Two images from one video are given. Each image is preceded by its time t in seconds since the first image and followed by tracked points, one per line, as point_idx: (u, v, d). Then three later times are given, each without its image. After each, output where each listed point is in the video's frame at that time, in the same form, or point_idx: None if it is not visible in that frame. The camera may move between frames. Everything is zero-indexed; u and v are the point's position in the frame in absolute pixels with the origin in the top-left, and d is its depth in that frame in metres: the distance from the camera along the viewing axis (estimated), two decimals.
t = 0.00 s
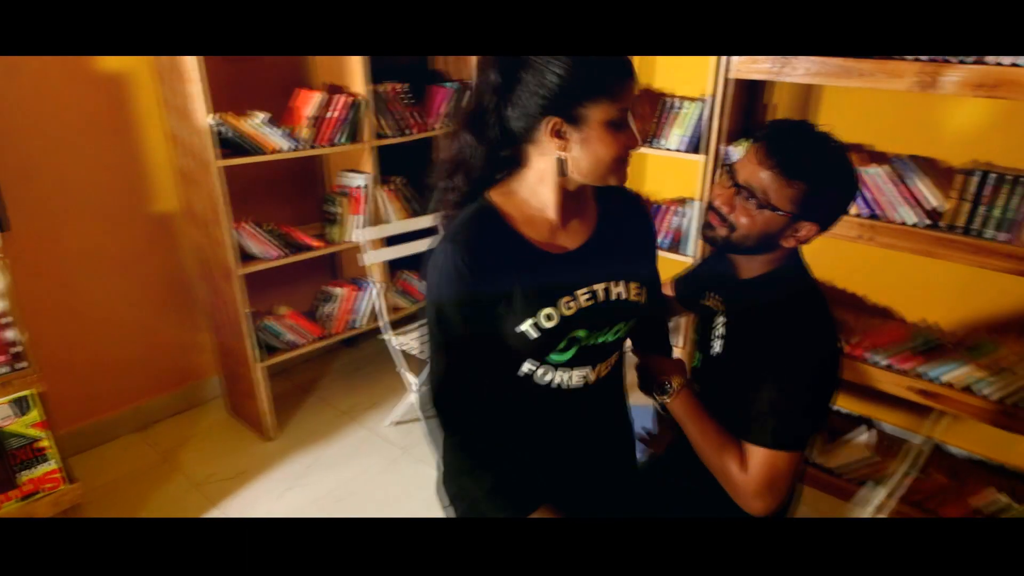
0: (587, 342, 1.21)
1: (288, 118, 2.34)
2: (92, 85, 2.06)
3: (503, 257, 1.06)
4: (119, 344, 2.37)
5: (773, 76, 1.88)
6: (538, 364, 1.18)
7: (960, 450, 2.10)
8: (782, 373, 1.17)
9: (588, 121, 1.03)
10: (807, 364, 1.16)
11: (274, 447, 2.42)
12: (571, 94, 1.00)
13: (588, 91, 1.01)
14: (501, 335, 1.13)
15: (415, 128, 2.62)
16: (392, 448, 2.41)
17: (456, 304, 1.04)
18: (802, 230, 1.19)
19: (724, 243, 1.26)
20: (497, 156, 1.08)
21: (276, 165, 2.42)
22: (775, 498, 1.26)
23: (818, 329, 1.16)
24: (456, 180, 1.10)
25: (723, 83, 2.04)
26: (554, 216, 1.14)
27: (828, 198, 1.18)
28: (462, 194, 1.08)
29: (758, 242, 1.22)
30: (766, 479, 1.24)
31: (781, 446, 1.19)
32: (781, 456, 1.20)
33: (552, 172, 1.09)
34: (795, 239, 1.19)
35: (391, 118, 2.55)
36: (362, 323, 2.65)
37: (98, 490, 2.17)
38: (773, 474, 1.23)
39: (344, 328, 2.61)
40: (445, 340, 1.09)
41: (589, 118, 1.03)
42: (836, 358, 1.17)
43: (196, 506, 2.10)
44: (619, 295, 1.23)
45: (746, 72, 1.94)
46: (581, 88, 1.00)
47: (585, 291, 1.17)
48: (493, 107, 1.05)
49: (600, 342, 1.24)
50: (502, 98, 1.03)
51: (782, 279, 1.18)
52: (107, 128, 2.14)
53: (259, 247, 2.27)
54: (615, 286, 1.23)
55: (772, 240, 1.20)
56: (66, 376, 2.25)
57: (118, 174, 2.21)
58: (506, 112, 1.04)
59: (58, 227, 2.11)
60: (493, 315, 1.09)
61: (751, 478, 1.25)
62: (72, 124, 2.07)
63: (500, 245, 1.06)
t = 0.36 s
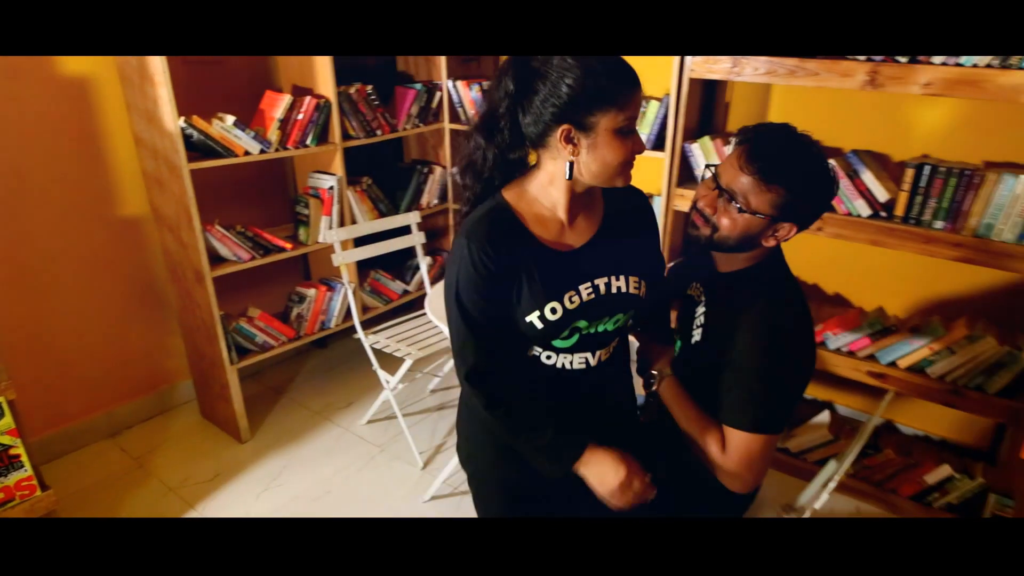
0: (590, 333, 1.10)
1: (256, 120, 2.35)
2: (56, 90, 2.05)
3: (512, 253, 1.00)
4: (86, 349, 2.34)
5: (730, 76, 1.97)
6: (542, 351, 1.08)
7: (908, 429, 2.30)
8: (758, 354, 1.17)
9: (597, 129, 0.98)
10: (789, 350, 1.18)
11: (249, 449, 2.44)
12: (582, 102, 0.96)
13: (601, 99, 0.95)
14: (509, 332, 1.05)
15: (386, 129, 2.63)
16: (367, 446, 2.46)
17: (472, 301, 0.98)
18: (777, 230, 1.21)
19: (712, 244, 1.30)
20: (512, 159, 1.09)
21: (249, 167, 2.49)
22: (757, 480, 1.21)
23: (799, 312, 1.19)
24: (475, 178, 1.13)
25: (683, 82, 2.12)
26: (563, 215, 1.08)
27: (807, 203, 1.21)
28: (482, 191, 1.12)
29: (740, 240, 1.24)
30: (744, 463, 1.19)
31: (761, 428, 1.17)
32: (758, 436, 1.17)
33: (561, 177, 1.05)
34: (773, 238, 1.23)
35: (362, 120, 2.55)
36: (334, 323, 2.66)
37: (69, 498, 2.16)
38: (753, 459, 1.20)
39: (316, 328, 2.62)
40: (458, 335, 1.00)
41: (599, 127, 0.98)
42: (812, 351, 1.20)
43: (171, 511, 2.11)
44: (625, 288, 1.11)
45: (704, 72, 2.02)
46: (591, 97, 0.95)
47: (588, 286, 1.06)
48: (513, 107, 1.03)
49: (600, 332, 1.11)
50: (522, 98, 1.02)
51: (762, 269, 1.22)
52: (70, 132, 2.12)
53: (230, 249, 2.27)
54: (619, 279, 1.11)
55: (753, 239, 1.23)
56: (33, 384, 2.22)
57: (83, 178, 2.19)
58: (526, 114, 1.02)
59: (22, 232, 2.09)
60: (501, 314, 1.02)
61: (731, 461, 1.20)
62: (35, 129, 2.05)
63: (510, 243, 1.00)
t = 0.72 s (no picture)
0: (589, 328, 1.22)
1: (226, 121, 2.35)
2: (20, 93, 2.03)
3: (520, 254, 1.10)
4: (55, 354, 2.31)
5: (692, 74, 2.03)
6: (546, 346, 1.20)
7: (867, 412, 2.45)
8: (744, 345, 1.14)
9: (596, 147, 1.09)
10: (772, 337, 1.15)
11: (225, 451, 2.44)
12: (583, 121, 1.06)
13: (600, 118, 1.06)
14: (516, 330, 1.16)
15: (356, 129, 2.65)
16: (344, 444, 2.48)
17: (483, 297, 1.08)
18: (760, 228, 1.17)
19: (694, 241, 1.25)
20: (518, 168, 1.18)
21: (214, 169, 2.46)
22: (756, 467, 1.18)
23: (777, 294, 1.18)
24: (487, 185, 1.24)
25: (647, 81, 2.18)
26: (564, 222, 1.18)
27: (791, 200, 1.16)
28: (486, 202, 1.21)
29: (724, 239, 1.20)
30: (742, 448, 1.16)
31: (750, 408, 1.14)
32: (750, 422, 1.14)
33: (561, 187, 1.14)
34: (757, 234, 1.18)
35: (332, 121, 2.57)
36: (308, 323, 2.67)
37: (41, 505, 2.14)
38: (749, 444, 1.17)
39: (289, 329, 2.62)
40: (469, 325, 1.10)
41: (597, 145, 1.09)
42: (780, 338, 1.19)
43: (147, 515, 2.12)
44: (620, 289, 1.22)
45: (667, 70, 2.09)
46: (590, 116, 1.06)
47: (587, 287, 1.17)
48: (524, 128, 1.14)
49: (597, 327, 1.23)
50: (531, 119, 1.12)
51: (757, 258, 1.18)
52: (35, 135, 2.10)
53: (201, 251, 2.27)
54: (615, 281, 1.21)
55: (737, 237, 1.19)
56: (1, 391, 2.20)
57: (49, 181, 2.17)
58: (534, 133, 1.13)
59: None
60: (509, 310, 1.12)
61: (730, 452, 1.17)
62: None
63: (518, 246, 1.11)
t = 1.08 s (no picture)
0: (582, 325, 1.41)
1: (199, 120, 2.35)
2: None
3: (522, 257, 1.31)
4: (28, 357, 2.30)
5: (659, 71, 2.09)
6: (544, 339, 1.38)
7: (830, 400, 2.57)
8: (718, 331, 1.19)
9: (587, 161, 1.28)
10: (746, 322, 1.20)
11: (203, 450, 2.44)
12: (578, 141, 1.25)
13: (590, 137, 1.25)
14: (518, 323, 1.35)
15: (330, 128, 2.66)
16: (323, 440, 2.50)
17: (490, 296, 1.28)
18: (742, 218, 1.21)
19: (679, 232, 1.28)
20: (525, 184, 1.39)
21: (187, 169, 2.46)
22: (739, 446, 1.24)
23: (752, 281, 1.24)
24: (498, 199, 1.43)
25: (615, 78, 2.24)
26: (562, 230, 1.37)
27: (772, 191, 1.18)
28: (496, 210, 1.42)
29: (708, 231, 1.22)
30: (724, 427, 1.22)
31: (726, 391, 1.20)
32: (727, 403, 1.20)
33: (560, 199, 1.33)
34: (739, 225, 1.22)
35: (306, 119, 2.58)
36: (285, 321, 2.69)
37: (17, 509, 2.13)
38: (730, 423, 1.23)
39: (267, 327, 2.63)
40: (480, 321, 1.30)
41: (589, 160, 1.28)
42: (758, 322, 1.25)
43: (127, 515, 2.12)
44: (610, 292, 1.41)
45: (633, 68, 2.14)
46: (582, 136, 1.25)
47: (581, 290, 1.36)
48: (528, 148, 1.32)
49: (589, 324, 1.42)
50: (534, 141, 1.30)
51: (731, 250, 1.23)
52: (4, 136, 2.08)
53: (176, 250, 2.28)
54: (606, 284, 1.40)
55: (720, 229, 1.22)
56: None
57: (20, 183, 2.16)
58: (536, 153, 1.31)
59: None
60: (514, 307, 1.31)
61: (715, 431, 1.23)
62: None
63: (522, 251, 1.31)
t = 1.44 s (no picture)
0: (565, 316, 1.47)
1: (183, 119, 2.37)
2: None
3: (513, 245, 1.37)
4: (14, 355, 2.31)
5: (637, 68, 2.14)
6: (526, 324, 1.45)
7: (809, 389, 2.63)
8: (680, 333, 1.23)
9: (575, 158, 1.32)
10: (714, 321, 1.23)
11: (192, 446, 2.46)
12: (567, 138, 1.30)
13: (576, 135, 1.29)
14: (505, 307, 1.41)
15: (314, 126, 2.69)
16: (311, 434, 2.53)
17: (479, 277, 1.36)
18: (725, 213, 1.22)
19: (667, 227, 1.31)
20: (520, 180, 1.43)
21: (172, 166, 2.48)
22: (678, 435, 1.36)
23: (737, 277, 1.24)
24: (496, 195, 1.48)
25: (594, 75, 2.28)
26: (555, 224, 1.41)
27: (756, 185, 1.19)
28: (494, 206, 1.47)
29: (692, 224, 1.24)
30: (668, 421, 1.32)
31: (683, 387, 1.26)
32: (680, 398, 1.28)
33: (551, 194, 1.38)
34: (723, 220, 1.23)
35: (290, 117, 2.60)
36: (271, 317, 2.70)
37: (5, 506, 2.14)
38: (675, 414, 1.31)
39: (253, 323, 2.65)
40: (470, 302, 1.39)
41: (577, 157, 1.32)
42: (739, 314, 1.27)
43: (117, 512, 2.13)
44: (595, 288, 1.47)
45: (612, 64, 2.19)
46: (570, 134, 1.30)
47: (566, 283, 1.42)
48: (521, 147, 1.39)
49: (573, 316, 1.48)
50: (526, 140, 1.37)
51: (712, 245, 1.23)
52: None
53: (162, 247, 2.29)
54: (592, 280, 1.46)
55: (704, 223, 1.23)
56: None
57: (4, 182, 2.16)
58: (529, 150, 1.37)
59: None
60: (501, 291, 1.39)
61: (656, 424, 1.34)
62: None
63: (511, 240, 1.37)
